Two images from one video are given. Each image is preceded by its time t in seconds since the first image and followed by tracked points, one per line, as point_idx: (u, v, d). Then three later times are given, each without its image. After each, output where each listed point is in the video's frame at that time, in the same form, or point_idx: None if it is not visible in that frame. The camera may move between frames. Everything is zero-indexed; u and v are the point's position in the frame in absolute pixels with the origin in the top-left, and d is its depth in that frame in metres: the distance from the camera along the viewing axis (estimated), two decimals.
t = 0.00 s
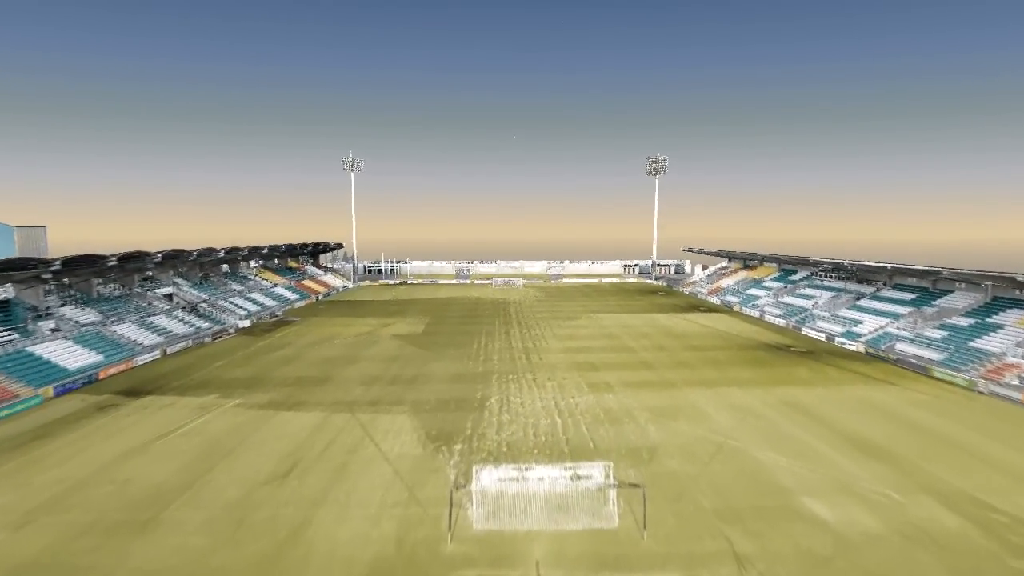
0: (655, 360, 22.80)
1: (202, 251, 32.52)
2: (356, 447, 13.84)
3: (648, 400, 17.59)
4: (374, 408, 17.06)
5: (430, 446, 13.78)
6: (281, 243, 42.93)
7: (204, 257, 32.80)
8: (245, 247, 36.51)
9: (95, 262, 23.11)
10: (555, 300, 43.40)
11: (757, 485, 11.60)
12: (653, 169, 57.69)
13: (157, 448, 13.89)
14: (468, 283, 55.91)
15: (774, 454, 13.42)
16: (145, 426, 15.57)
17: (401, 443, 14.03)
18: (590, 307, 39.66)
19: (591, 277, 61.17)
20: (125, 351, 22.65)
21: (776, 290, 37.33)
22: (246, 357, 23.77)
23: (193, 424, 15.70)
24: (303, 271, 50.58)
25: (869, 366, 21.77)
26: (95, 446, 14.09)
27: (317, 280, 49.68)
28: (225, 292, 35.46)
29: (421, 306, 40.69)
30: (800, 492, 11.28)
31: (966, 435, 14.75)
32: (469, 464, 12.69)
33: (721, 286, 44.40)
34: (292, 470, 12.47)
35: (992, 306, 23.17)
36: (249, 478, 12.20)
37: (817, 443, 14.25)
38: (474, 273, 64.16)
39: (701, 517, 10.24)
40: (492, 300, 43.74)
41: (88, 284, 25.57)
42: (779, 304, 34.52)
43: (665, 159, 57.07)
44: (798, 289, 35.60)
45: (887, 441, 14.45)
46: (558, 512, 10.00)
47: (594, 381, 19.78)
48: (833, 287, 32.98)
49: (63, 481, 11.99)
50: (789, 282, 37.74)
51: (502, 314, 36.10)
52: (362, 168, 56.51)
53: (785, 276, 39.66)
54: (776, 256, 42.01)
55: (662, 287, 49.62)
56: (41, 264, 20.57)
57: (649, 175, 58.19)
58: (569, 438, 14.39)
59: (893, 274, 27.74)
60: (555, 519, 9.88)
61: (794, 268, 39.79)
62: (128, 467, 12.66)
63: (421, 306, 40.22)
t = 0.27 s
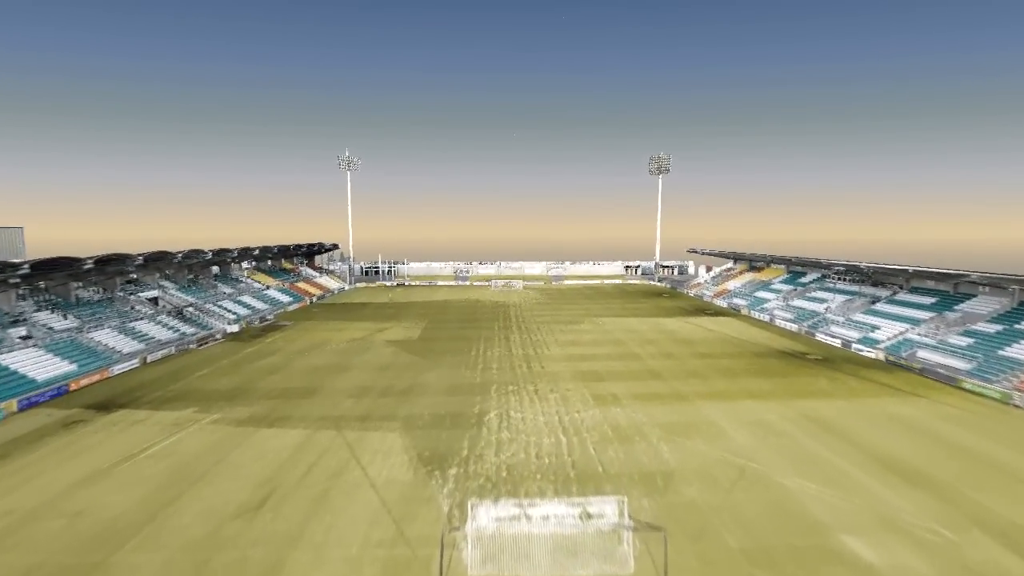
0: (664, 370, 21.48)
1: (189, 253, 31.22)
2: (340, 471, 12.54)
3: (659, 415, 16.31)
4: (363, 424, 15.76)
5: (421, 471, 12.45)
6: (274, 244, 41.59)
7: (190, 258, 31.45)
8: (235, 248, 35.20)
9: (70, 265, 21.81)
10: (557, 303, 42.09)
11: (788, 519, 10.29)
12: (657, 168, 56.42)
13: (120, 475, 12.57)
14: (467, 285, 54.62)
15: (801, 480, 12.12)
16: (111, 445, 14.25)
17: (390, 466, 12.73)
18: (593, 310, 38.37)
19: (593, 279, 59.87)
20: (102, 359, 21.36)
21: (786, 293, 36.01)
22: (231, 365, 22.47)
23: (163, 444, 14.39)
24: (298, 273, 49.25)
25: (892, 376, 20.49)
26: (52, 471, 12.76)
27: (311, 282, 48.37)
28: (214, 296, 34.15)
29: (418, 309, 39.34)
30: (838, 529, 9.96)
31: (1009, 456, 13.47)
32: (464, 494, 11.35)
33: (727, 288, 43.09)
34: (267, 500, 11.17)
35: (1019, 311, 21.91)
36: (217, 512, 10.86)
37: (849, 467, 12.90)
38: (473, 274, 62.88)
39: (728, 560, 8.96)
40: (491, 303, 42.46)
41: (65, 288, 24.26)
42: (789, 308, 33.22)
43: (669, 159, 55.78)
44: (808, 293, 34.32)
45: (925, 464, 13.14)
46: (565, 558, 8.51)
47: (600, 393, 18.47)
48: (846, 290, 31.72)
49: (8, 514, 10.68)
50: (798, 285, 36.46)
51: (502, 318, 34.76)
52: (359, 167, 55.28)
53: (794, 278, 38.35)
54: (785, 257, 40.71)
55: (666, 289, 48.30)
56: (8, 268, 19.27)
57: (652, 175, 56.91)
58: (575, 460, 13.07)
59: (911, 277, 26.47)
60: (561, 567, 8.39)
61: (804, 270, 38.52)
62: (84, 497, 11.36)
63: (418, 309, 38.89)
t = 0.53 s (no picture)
0: (675, 380, 20.14)
1: (175, 254, 29.89)
2: (322, 502, 11.19)
3: (675, 433, 14.96)
4: (351, 443, 14.41)
5: (413, 502, 11.09)
6: (266, 245, 40.23)
7: (177, 260, 30.10)
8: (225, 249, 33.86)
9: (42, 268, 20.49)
10: (559, 306, 40.72)
11: (835, 567, 8.92)
12: (660, 167, 55.12)
13: (76, 506, 11.19)
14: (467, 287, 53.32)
15: (841, 513, 10.77)
16: (72, 469, 12.91)
17: (378, 496, 11.37)
18: (597, 313, 36.99)
19: (596, 280, 58.50)
20: (77, 368, 20.03)
21: (797, 297, 34.73)
22: (214, 375, 21.12)
23: (129, 467, 13.01)
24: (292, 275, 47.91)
25: (920, 388, 19.13)
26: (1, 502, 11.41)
27: (307, 284, 47.03)
28: (203, 299, 32.82)
29: (416, 312, 38.00)
30: None
31: None
32: (461, 531, 9.99)
33: (735, 290, 41.79)
34: (237, 539, 9.83)
35: None
36: (179, 554, 9.51)
37: (891, 497, 11.58)
38: (473, 275, 61.53)
39: None
40: (491, 306, 41.11)
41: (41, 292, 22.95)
42: (802, 312, 31.94)
43: (673, 157, 54.51)
44: (822, 296, 32.95)
45: (975, 492, 11.79)
46: None
47: (609, 407, 17.12)
48: (862, 294, 30.36)
49: None
50: (811, 288, 35.08)
51: (503, 322, 33.43)
52: (355, 165, 54.01)
53: (805, 281, 37.07)
54: (795, 259, 39.43)
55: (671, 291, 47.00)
56: None
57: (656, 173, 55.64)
58: (586, 488, 11.71)
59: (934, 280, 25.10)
60: None
61: (815, 272, 37.25)
62: (30, 536, 10.02)
63: (416, 313, 37.57)
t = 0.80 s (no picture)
0: (690, 392, 18.78)
1: (161, 256, 28.55)
2: (302, 540, 9.85)
3: (696, 454, 13.58)
4: (339, 466, 13.07)
5: (405, 542, 9.75)
6: (259, 246, 38.85)
7: (163, 262, 28.74)
8: (214, 251, 32.53)
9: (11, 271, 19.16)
10: (563, 309, 39.32)
11: None
12: (666, 166, 53.78)
13: (21, 545, 9.83)
14: (468, 289, 52.02)
15: (893, 556, 9.41)
16: (26, 497, 11.56)
17: (366, 534, 10.03)
18: (602, 317, 35.57)
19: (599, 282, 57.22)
20: (49, 379, 18.68)
21: (811, 300, 33.38)
22: (197, 385, 19.78)
23: (89, 495, 11.64)
24: (287, 277, 46.55)
25: (954, 401, 17.79)
26: None
27: (302, 286, 45.73)
28: (191, 303, 31.49)
29: (414, 315, 36.62)
30: None
31: None
32: None
33: (745, 293, 40.41)
34: None
35: None
36: None
37: (945, 533, 10.23)
38: (473, 276, 60.27)
39: None
40: (492, 308, 39.81)
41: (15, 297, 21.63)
42: (817, 317, 30.60)
43: (679, 156, 53.17)
44: (838, 300, 31.63)
45: None
46: None
47: (621, 423, 15.76)
48: (881, 298, 29.04)
49: None
50: (825, 291, 33.76)
51: (505, 326, 32.02)
52: (354, 164, 52.59)
53: (818, 283, 35.71)
54: (807, 261, 38.07)
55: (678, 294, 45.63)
56: None
57: (661, 172, 54.32)
58: (600, 524, 10.36)
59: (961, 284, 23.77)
60: None
61: (829, 274, 35.88)
62: None
63: (414, 316, 36.21)
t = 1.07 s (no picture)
0: (707, 407, 17.37)
1: (146, 258, 27.20)
2: None
3: (720, 481, 12.20)
4: (323, 494, 11.70)
5: None
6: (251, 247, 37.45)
7: (148, 265, 27.35)
8: (203, 253, 31.17)
9: None
10: (567, 312, 37.91)
11: None
12: (672, 165, 52.35)
13: None
14: (468, 291, 50.68)
15: None
16: None
17: None
18: (608, 321, 34.13)
19: (602, 283, 55.86)
20: (15, 392, 17.30)
21: (827, 304, 31.94)
22: (177, 398, 18.43)
23: (38, 531, 10.29)
24: (282, 279, 45.16)
25: (994, 416, 16.42)
26: None
27: (298, 288, 44.40)
28: (179, 307, 30.14)
29: (412, 320, 35.18)
30: None
31: None
32: None
33: (755, 296, 39.05)
34: None
35: None
36: None
37: None
38: (474, 278, 58.94)
39: None
40: (493, 312, 38.46)
41: None
42: (834, 322, 29.16)
43: (686, 154, 51.73)
44: (855, 304, 30.23)
45: None
46: None
47: (635, 443, 14.37)
48: (902, 302, 27.65)
49: None
50: (841, 295, 32.38)
51: (507, 332, 30.59)
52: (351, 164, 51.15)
53: (834, 286, 34.27)
54: (821, 262, 36.61)
55: (685, 296, 44.22)
56: None
57: (667, 171, 52.92)
58: (618, 570, 9.00)
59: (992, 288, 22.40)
60: None
61: (844, 277, 34.50)
62: None
63: (412, 320, 34.80)
